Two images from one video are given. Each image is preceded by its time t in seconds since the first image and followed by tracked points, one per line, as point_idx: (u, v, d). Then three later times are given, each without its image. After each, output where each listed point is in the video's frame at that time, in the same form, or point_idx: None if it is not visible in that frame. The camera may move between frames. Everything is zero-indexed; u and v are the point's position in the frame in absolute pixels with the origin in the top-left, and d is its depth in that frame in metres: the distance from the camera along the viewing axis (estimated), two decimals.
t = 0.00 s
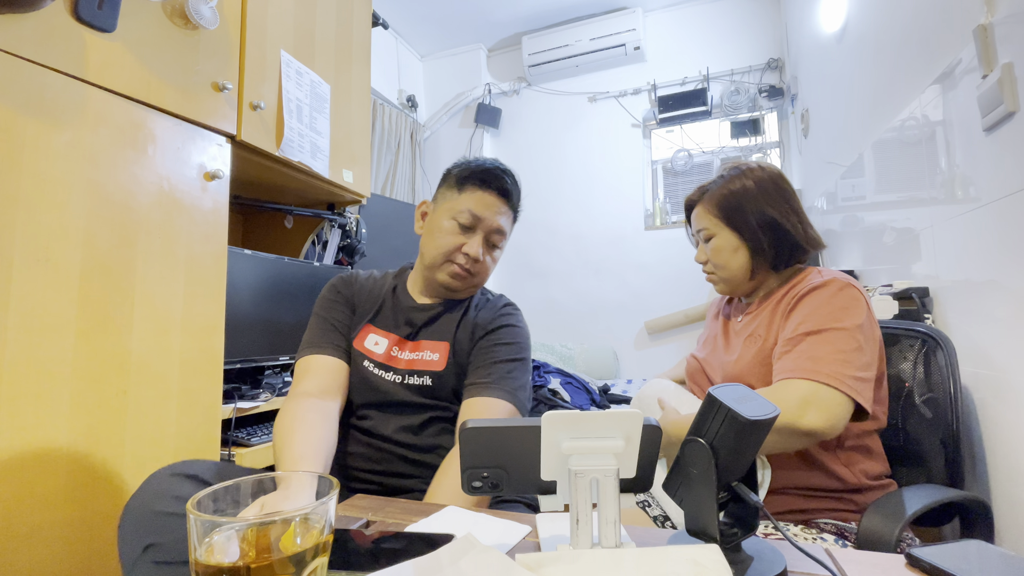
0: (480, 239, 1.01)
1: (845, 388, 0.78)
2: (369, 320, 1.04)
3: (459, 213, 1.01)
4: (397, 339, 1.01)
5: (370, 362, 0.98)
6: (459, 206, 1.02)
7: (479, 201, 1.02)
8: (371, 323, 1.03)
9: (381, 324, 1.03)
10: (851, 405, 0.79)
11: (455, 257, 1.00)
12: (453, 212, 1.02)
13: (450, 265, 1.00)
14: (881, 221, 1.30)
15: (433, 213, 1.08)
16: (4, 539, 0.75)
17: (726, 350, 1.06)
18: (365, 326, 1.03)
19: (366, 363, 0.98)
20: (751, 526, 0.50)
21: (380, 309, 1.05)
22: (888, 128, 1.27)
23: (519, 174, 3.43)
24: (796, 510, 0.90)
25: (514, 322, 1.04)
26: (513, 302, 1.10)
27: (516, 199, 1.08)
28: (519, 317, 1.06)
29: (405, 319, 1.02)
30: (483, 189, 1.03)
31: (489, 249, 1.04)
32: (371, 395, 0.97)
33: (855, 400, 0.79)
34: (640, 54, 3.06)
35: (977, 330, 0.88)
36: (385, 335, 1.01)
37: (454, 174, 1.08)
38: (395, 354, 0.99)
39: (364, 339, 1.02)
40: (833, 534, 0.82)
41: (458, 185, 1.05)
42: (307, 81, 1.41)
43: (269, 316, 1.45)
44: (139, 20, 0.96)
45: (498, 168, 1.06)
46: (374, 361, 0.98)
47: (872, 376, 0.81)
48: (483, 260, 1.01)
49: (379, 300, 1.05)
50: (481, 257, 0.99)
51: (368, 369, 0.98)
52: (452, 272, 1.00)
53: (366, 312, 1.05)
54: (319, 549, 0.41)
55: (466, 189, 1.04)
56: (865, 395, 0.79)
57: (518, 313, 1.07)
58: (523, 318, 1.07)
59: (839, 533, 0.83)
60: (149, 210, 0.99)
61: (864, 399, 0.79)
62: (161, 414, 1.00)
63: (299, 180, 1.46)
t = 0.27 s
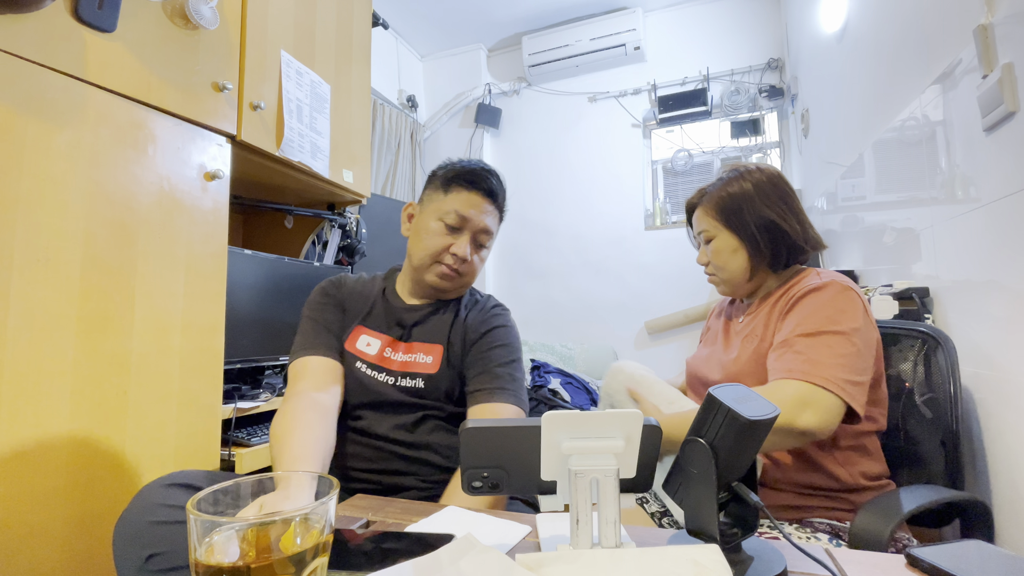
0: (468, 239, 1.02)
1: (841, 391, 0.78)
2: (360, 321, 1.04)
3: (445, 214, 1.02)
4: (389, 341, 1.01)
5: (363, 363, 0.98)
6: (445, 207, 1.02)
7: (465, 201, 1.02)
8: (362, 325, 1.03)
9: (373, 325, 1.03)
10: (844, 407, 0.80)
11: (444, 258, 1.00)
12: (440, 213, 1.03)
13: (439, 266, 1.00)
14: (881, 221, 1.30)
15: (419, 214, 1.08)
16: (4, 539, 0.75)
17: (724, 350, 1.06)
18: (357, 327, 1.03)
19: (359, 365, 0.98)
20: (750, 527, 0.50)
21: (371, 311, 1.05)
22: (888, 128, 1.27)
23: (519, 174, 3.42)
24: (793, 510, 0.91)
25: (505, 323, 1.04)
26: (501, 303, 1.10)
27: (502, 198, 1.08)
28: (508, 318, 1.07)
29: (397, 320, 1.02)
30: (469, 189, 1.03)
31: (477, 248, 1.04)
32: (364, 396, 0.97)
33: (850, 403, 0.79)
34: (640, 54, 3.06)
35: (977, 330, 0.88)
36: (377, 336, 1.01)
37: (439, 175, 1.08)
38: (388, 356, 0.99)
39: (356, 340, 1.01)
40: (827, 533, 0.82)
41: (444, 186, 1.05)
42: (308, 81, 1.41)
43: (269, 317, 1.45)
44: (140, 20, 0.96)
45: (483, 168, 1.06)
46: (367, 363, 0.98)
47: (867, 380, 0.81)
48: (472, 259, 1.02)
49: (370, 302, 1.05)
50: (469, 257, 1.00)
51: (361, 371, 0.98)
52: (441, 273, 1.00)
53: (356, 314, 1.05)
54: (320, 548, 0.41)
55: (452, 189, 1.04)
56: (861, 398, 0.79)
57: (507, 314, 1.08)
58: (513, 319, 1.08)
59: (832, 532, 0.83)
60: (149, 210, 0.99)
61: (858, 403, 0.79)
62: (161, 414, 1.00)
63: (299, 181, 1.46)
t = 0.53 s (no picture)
0: (459, 243, 1.02)
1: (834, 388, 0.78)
2: (352, 325, 1.03)
3: (434, 219, 1.02)
4: (383, 343, 1.01)
5: (358, 368, 0.98)
6: (434, 212, 1.02)
7: (453, 205, 1.02)
8: (355, 329, 1.03)
9: (366, 329, 1.02)
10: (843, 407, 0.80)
11: (436, 264, 1.00)
12: (429, 218, 1.02)
13: (432, 272, 1.00)
14: (881, 221, 1.30)
15: (406, 219, 1.08)
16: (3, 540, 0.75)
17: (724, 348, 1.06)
18: (349, 331, 1.02)
19: (354, 369, 0.98)
20: (750, 527, 0.50)
21: (362, 315, 1.04)
22: (888, 128, 1.27)
23: (519, 174, 3.42)
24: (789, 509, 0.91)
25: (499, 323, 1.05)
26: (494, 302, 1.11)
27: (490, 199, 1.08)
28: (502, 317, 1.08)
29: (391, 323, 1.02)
30: (456, 193, 1.03)
31: (467, 251, 1.05)
32: (361, 399, 0.97)
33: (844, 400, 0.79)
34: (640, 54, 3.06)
35: (977, 331, 0.87)
36: (371, 339, 1.01)
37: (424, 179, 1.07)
38: (383, 358, 0.99)
39: (349, 345, 1.01)
40: (818, 533, 0.82)
41: (431, 190, 1.05)
42: (308, 81, 1.41)
43: (270, 317, 1.45)
44: (140, 20, 0.96)
45: (468, 170, 1.05)
46: (362, 367, 0.98)
47: (865, 379, 0.81)
48: (463, 262, 1.02)
49: (361, 305, 1.05)
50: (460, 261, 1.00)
51: (357, 375, 0.97)
52: (434, 278, 1.00)
53: (347, 318, 1.04)
54: (320, 549, 0.41)
55: (440, 194, 1.03)
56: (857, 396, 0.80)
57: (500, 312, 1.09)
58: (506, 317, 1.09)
59: (823, 532, 0.83)
60: (149, 210, 0.99)
61: (858, 401, 0.79)
62: (162, 413, 1.00)
63: (299, 180, 1.46)
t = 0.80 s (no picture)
0: (449, 243, 1.02)
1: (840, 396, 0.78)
2: (345, 327, 1.02)
3: (422, 221, 1.01)
4: (378, 343, 1.00)
5: (354, 369, 0.98)
6: (422, 214, 1.01)
7: (441, 206, 1.01)
8: (348, 331, 1.02)
9: (359, 330, 1.02)
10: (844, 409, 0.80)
11: (428, 266, 1.00)
12: (417, 220, 1.02)
13: (424, 275, 1.00)
14: (881, 221, 1.30)
15: (394, 221, 1.07)
16: (3, 540, 0.75)
17: (724, 347, 1.06)
18: (343, 333, 1.02)
19: (350, 372, 0.97)
20: (751, 527, 0.50)
21: (355, 317, 1.03)
22: (888, 128, 1.27)
23: (519, 174, 3.42)
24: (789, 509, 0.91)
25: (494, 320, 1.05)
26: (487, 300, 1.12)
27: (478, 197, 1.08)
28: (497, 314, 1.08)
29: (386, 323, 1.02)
30: (445, 194, 1.03)
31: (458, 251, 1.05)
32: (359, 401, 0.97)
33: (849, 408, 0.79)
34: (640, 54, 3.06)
35: (977, 331, 0.88)
36: (365, 340, 1.01)
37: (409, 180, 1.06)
38: (379, 359, 0.99)
39: (343, 347, 1.00)
40: (818, 533, 0.82)
41: (418, 192, 1.04)
42: (308, 81, 1.41)
43: (270, 317, 1.45)
44: (140, 20, 0.96)
45: (455, 169, 1.05)
46: (359, 368, 0.98)
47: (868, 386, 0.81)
48: (455, 262, 1.03)
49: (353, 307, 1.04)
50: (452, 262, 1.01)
51: (354, 377, 0.97)
52: (427, 280, 1.00)
53: (339, 320, 1.03)
54: (320, 548, 0.41)
55: (427, 195, 1.03)
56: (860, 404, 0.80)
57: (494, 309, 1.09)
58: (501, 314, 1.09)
59: (823, 533, 0.83)
60: (149, 210, 0.99)
61: (861, 408, 0.80)
62: (162, 413, 1.00)
63: (299, 180, 1.46)
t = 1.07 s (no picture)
0: (448, 240, 1.03)
1: (843, 401, 0.78)
2: (337, 329, 1.01)
3: (420, 221, 1.01)
4: (373, 344, 1.00)
5: (350, 371, 0.97)
6: (420, 213, 1.01)
7: (438, 204, 1.01)
8: (341, 333, 1.01)
9: (353, 332, 1.01)
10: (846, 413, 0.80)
11: (431, 265, 1.00)
12: (414, 220, 1.01)
13: (429, 275, 1.00)
14: (881, 221, 1.30)
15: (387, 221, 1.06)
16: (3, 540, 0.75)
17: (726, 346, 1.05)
18: (336, 336, 1.00)
19: (347, 374, 0.97)
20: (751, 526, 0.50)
21: (347, 318, 1.02)
22: (888, 128, 1.27)
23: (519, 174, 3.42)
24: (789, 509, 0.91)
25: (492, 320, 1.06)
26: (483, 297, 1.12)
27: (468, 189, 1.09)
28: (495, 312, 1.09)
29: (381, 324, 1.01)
30: (438, 191, 1.02)
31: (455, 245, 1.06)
32: (357, 403, 0.96)
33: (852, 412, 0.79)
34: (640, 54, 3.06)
35: (977, 331, 0.88)
36: (360, 342, 1.00)
37: (400, 179, 1.04)
38: (376, 359, 0.98)
39: (337, 349, 0.99)
40: (818, 534, 0.82)
41: (410, 191, 1.03)
42: (308, 81, 1.41)
43: (270, 317, 1.45)
44: (140, 20, 0.96)
45: (444, 165, 1.04)
46: (355, 370, 0.97)
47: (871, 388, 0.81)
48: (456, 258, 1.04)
49: (345, 308, 1.03)
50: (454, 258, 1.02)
51: (352, 379, 0.97)
52: (432, 280, 1.01)
53: (329, 323, 1.02)
54: (320, 548, 0.41)
55: (421, 193, 1.02)
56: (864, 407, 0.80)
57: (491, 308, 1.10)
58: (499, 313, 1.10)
59: (823, 533, 0.83)
60: (149, 210, 0.99)
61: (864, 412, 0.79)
62: (162, 413, 1.00)
63: (299, 181, 1.46)
